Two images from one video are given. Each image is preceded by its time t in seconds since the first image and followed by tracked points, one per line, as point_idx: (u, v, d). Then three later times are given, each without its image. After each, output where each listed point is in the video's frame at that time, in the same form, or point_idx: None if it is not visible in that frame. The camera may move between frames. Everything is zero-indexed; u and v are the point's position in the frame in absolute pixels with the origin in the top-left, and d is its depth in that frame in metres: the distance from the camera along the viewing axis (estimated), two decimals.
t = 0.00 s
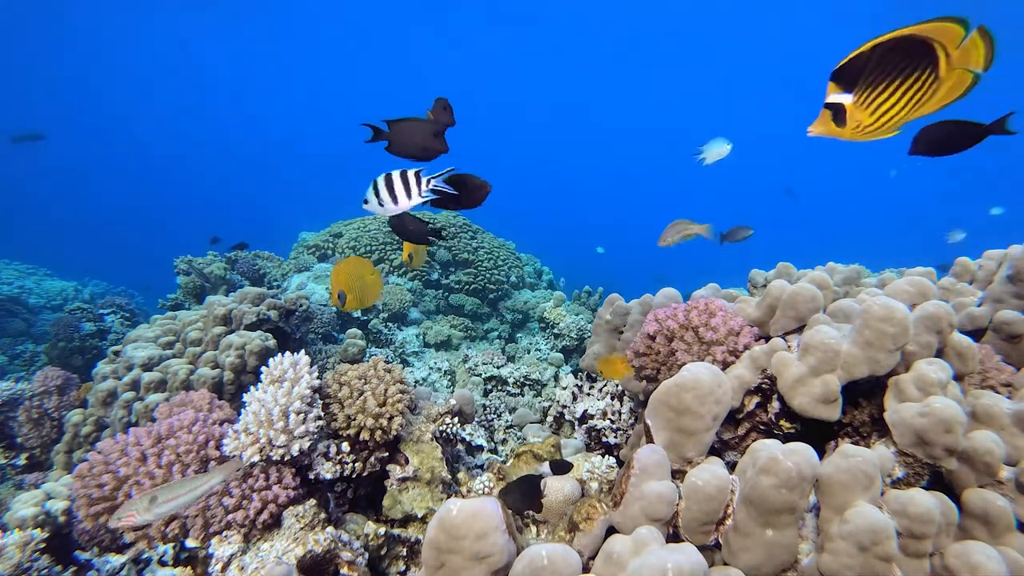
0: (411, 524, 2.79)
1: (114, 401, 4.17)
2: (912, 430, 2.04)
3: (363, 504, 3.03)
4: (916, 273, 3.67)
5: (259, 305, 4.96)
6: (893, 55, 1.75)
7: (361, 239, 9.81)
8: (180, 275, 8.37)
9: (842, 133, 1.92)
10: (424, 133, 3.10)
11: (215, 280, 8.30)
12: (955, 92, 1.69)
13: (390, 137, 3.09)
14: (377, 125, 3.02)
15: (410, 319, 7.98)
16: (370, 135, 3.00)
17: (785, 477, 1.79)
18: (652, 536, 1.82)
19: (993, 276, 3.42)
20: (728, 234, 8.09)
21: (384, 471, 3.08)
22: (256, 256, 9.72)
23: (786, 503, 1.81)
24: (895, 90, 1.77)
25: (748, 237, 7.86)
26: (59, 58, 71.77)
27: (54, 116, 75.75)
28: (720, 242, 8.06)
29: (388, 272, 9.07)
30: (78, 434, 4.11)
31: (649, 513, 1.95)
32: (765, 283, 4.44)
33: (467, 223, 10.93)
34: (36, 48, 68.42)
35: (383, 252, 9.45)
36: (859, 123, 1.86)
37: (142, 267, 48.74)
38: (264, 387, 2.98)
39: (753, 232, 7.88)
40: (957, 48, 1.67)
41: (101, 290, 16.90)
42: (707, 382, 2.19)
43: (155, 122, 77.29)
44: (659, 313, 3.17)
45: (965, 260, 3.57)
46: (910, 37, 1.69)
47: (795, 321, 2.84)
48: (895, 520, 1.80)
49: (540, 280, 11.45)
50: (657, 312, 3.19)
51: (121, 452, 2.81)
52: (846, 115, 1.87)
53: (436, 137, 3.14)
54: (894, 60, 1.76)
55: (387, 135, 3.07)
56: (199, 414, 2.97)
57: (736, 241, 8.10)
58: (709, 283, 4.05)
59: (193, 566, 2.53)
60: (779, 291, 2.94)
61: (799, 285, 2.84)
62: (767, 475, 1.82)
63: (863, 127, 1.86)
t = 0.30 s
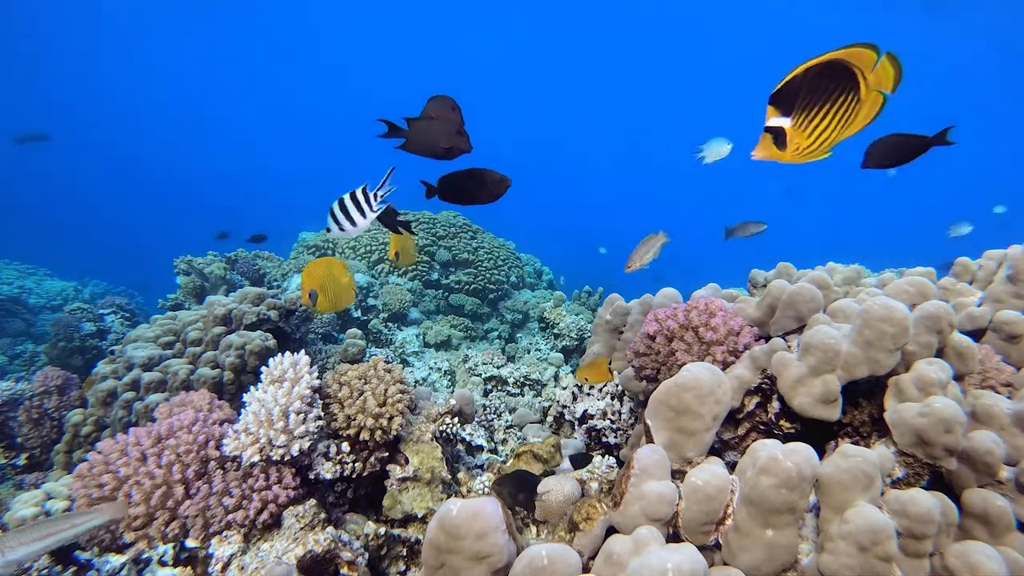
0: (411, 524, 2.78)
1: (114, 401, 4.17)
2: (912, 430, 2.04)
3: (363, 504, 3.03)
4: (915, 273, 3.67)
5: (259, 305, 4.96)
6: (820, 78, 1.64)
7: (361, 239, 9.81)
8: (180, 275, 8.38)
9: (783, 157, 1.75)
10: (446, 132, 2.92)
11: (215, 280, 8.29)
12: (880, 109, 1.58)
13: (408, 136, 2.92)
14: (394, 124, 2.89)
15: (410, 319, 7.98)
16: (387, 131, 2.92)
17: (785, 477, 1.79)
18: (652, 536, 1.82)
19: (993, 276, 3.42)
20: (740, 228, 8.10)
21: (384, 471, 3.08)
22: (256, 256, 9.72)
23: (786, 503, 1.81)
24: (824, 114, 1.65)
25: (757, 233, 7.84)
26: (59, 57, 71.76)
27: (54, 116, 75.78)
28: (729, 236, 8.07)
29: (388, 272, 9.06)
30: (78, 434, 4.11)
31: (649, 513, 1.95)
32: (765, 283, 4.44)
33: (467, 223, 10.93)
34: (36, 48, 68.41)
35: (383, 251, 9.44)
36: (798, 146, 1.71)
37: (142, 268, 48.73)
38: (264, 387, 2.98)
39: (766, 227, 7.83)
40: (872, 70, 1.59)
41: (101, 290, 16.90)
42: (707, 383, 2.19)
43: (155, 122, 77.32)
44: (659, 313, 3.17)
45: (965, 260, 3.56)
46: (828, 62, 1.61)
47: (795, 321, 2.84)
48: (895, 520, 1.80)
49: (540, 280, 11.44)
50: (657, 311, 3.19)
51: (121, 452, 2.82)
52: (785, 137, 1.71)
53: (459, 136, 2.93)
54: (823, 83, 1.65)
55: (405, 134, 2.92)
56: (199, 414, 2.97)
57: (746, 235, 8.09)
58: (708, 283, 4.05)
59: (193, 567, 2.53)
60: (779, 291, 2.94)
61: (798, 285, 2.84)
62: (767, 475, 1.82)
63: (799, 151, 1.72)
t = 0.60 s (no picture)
0: (411, 524, 2.78)
1: (114, 401, 4.17)
2: (912, 430, 2.04)
3: (364, 504, 3.03)
4: (916, 274, 3.66)
5: (259, 305, 4.96)
6: (760, 89, 1.65)
7: (362, 240, 9.81)
8: (180, 275, 8.39)
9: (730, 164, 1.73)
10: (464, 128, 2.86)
11: (215, 280, 8.29)
12: (809, 125, 1.62)
13: (426, 132, 2.87)
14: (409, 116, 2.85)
15: (410, 319, 7.97)
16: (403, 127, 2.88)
17: (785, 477, 1.79)
18: (652, 535, 1.82)
19: (994, 276, 3.42)
20: (752, 222, 8.09)
21: (384, 471, 3.08)
22: (256, 256, 9.72)
23: (786, 503, 1.81)
24: (763, 124, 1.67)
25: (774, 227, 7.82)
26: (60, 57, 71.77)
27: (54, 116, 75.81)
28: (739, 232, 8.09)
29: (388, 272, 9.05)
30: (78, 434, 4.11)
31: (649, 512, 1.95)
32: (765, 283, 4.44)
33: (467, 223, 10.93)
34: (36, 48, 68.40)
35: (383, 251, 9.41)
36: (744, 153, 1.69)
37: (142, 268, 48.74)
38: (264, 387, 2.98)
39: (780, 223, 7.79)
40: (804, 85, 1.62)
41: (101, 290, 16.92)
42: (707, 383, 2.19)
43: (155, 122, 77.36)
44: (659, 313, 3.17)
45: (965, 260, 3.56)
46: (768, 71, 1.62)
47: (795, 321, 2.84)
48: (895, 520, 1.80)
49: (540, 280, 11.44)
50: (657, 311, 3.19)
51: (121, 452, 2.82)
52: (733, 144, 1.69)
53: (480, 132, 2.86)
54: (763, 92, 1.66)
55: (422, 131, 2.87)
56: (199, 414, 2.97)
57: (761, 229, 8.06)
58: (708, 283, 4.05)
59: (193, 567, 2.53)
60: (780, 291, 2.94)
61: (799, 285, 2.84)
62: (767, 475, 1.82)
63: (746, 159, 1.70)
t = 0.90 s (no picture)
0: (411, 524, 2.79)
1: (114, 400, 4.17)
2: (912, 430, 2.04)
3: (364, 504, 3.03)
4: (916, 273, 3.66)
5: (259, 305, 4.95)
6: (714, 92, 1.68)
7: (362, 239, 9.80)
8: (179, 275, 8.39)
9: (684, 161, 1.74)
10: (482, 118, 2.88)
11: (214, 279, 8.27)
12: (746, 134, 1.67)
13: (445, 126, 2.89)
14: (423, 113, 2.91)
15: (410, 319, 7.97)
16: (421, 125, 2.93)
17: (785, 477, 1.79)
18: (652, 536, 1.82)
19: (994, 276, 3.41)
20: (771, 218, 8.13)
21: (384, 471, 3.08)
22: (256, 256, 9.71)
23: (786, 503, 1.81)
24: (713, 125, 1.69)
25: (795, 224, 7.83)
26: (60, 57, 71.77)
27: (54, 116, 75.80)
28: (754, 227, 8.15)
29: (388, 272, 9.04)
30: (77, 433, 4.11)
31: (649, 512, 1.95)
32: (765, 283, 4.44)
33: (467, 223, 10.91)
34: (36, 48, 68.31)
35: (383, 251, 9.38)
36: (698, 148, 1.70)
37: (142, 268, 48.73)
38: (264, 387, 2.98)
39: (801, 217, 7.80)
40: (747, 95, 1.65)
41: (101, 290, 16.93)
42: (707, 382, 2.19)
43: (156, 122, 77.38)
44: (659, 313, 3.17)
45: (965, 260, 3.56)
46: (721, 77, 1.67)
47: (795, 321, 2.84)
48: (895, 520, 1.80)
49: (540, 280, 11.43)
50: (657, 311, 3.19)
51: (121, 452, 2.81)
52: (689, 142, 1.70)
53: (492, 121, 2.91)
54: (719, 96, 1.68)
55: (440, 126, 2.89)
56: (199, 414, 2.97)
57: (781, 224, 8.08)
58: (708, 283, 4.04)
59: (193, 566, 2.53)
60: (779, 291, 2.94)
61: (799, 285, 2.84)
62: (767, 475, 1.82)
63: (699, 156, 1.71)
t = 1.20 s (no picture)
0: (411, 524, 2.80)
1: (114, 400, 4.17)
2: (912, 430, 2.04)
3: (364, 504, 3.03)
4: (916, 273, 3.66)
5: (258, 305, 4.95)
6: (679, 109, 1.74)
7: (361, 239, 9.80)
8: (179, 275, 8.39)
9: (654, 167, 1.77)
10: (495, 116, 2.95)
11: (214, 279, 8.27)
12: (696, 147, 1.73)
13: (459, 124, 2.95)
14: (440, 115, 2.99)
15: (410, 319, 7.96)
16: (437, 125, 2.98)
17: (785, 477, 1.79)
18: (652, 535, 1.82)
19: (994, 276, 3.42)
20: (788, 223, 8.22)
21: (384, 471, 3.09)
22: (256, 256, 9.71)
23: (786, 503, 1.81)
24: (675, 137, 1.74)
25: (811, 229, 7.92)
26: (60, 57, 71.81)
27: (54, 116, 75.78)
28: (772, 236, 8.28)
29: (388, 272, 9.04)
30: (77, 434, 4.11)
31: (649, 512, 1.95)
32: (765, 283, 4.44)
33: (467, 223, 10.92)
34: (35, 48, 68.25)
35: (383, 251, 9.37)
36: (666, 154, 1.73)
37: (142, 268, 48.75)
38: (264, 387, 2.98)
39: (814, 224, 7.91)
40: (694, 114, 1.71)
41: (101, 290, 16.95)
42: (707, 383, 2.20)
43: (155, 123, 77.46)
44: (659, 313, 3.17)
45: (965, 260, 3.56)
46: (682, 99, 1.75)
47: (795, 321, 2.84)
48: (895, 520, 1.80)
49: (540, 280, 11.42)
50: (657, 311, 3.19)
51: (121, 452, 2.81)
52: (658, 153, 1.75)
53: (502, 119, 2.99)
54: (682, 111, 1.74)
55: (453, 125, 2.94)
56: (199, 414, 2.97)
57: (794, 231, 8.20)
58: (708, 283, 4.04)
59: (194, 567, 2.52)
60: (779, 291, 2.93)
61: (799, 285, 2.84)
62: (767, 475, 1.82)
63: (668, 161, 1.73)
